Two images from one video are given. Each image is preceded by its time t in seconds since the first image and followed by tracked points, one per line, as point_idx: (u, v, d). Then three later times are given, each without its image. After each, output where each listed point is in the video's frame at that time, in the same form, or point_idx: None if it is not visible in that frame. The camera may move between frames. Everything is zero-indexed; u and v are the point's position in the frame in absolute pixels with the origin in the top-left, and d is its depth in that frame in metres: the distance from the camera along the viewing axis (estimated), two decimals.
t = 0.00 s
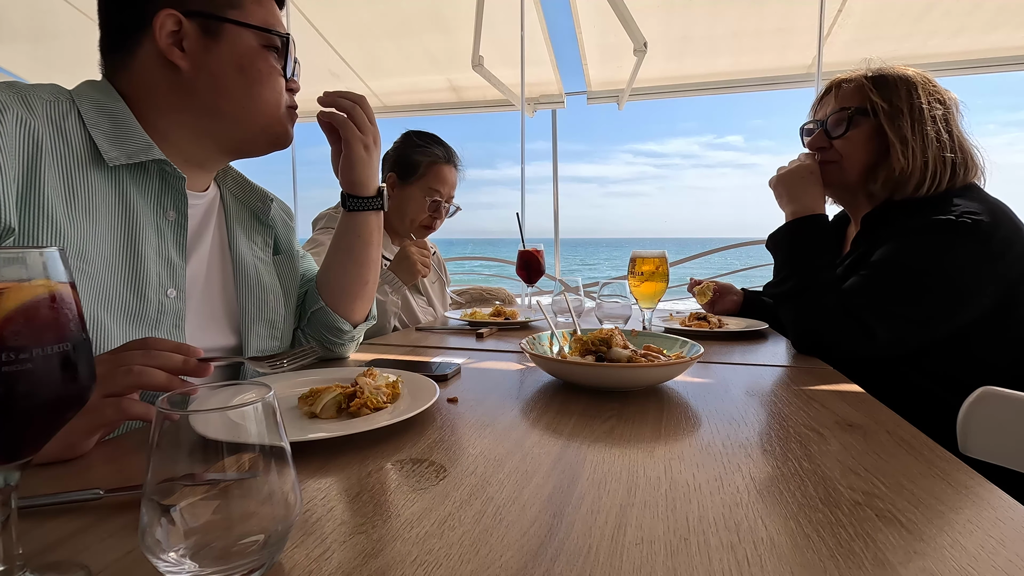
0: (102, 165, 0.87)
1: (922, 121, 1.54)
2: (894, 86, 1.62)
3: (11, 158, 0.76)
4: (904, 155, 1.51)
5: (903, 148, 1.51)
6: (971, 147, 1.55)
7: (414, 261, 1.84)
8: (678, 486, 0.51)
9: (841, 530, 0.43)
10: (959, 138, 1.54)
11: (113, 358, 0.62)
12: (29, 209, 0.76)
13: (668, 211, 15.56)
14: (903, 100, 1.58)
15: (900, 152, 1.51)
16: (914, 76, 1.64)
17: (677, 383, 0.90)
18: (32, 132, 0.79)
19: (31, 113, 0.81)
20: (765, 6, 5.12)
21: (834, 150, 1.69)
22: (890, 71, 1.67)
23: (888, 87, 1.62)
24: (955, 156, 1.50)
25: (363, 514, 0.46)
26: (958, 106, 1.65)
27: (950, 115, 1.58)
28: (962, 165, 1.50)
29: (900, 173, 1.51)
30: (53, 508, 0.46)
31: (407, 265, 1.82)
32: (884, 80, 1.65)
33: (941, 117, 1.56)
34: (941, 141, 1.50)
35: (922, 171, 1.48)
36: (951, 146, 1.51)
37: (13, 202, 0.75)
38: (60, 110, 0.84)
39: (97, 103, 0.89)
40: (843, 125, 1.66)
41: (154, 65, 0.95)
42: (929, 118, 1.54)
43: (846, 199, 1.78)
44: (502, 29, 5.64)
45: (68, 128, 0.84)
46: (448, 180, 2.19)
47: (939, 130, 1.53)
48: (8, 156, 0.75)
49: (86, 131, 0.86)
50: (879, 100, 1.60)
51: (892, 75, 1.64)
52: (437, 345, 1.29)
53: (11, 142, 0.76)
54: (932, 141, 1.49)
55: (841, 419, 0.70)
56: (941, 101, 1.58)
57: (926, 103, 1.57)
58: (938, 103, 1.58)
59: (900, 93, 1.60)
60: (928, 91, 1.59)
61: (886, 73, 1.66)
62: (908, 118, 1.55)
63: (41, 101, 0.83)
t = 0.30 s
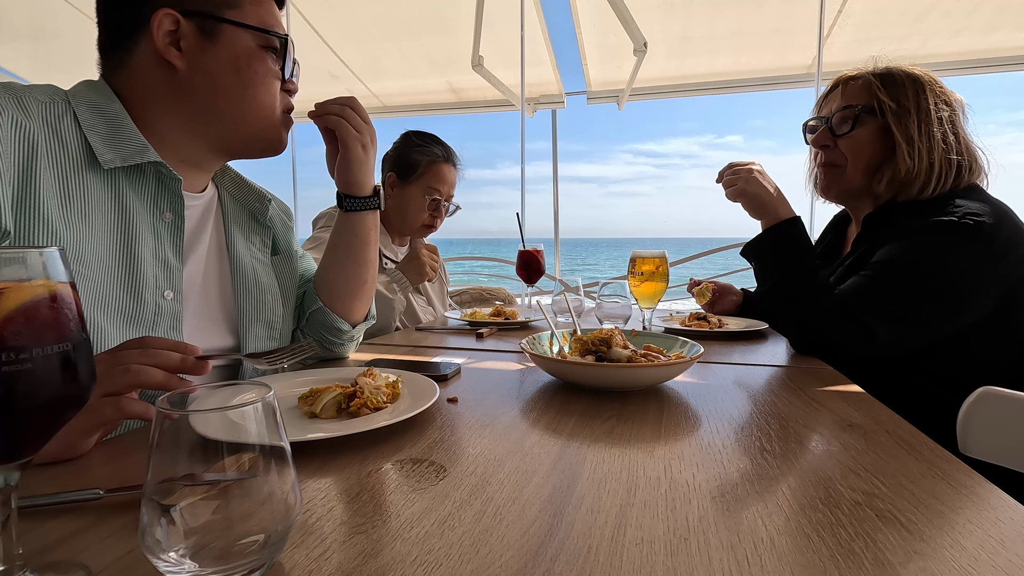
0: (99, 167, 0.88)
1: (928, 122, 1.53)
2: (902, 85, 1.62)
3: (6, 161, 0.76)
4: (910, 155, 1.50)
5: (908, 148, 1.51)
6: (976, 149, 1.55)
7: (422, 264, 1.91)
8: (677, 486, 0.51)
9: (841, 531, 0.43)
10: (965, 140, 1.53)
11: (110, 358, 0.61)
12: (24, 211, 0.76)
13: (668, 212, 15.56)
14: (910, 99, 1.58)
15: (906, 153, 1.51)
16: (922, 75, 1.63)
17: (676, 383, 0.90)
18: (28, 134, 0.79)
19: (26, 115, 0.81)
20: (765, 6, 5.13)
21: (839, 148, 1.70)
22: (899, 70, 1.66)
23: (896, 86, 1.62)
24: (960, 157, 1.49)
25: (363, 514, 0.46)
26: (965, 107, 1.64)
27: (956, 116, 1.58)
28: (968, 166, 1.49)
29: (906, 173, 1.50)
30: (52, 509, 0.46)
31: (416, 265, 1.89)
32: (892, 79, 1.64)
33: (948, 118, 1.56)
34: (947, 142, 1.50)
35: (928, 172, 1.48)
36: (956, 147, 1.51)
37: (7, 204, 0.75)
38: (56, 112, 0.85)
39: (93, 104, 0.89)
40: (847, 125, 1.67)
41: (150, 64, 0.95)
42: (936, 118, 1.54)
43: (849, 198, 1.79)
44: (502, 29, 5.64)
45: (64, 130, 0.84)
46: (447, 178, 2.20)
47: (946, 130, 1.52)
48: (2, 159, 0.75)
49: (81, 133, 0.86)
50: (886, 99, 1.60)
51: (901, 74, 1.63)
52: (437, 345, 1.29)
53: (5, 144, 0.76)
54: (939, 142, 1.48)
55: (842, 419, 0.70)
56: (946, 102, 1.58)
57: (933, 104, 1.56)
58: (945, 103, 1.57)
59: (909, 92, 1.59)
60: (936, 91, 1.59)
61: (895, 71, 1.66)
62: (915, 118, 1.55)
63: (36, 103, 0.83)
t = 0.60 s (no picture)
0: (100, 168, 0.88)
1: (928, 122, 1.53)
2: (901, 85, 1.62)
3: (7, 161, 0.76)
4: (912, 156, 1.50)
5: (909, 149, 1.51)
6: (976, 148, 1.55)
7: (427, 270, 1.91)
8: (677, 486, 0.51)
9: (841, 530, 0.43)
10: (965, 139, 1.53)
11: (110, 357, 0.62)
12: (26, 212, 0.76)
13: (668, 212, 15.57)
14: (910, 99, 1.58)
15: (908, 153, 1.51)
16: (921, 74, 1.63)
17: (676, 384, 0.91)
18: (29, 135, 0.80)
19: (28, 116, 0.81)
20: (765, 6, 5.13)
21: (839, 149, 1.70)
22: (897, 69, 1.66)
23: (895, 87, 1.62)
24: (960, 157, 1.49)
25: (363, 514, 0.46)
26: (964, 105, 1.64)
27: (955, 116, 1.58)
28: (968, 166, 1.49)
29: (908, 174, 1.50)
30: (54, 508, 0.46)
31: (419, 272, 1.89)
32: (890, 79, 1.65)
33: (948, 118, 1.56)
34: (947, 141, 1.50)
35: (929, 172, 1.48)
36: (956, 146, 1.51)
37: (9, 206, 0.75)
38: (57, 113, 0.85)
39: (94, 105, 0.89)
40: (847, 126, 1.67)
41: (151, 63, 0.95)
42: (935, 118, 1.54)
43: (850, 199, 1.79)
44: (502, 29, 5.64)
45: (65, 131, 0.84)
46: (448, 176, 2.20)
47: (946, 130, 1.52)
48: (4, 160, 0.75)
49: (83, 133, 0.86)
50: (885, 99, 1.60)
51: (899, 73, 1.63)
52: (436, 345, 1.29)
53: (7, 145, 0.76)
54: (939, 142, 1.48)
55: (841, 419, 0.70)
56: (945, 101, 1.58)
57: (933, 104, 1.56)
58: (945, 103, 1.57)
59: (908, 92, 1.59)
60: (934, 90, 1.59)
61: (893, 71, 1.66)
62: (915, 118, 1.55)
63: (38, 104, 0.83)
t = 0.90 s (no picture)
0: (99, 169, 0.88)
1: (926, 122, 1.53)
2: (898, 85, 1.62)
3: (3, 162, 0.75)
4: (911, 157, 1.50)
5: (908, 150, 1.51)
6: (974, 147, 1.55)
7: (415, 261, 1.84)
8: (677, 486, 0.51)
9: (841, 531, 0.43)
10: (963, 139, 1.54)
11: (109, 357, 0.61)
12: (24, 212, 0.76)
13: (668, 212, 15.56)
14: (907, 100, 1.58)
15: (907, 154, 1.51)
16: (918, 75, 1.63)
17: (676, 383, 0.91)
18: (27, 135, 0.80)
19: (26, 117, 0.81)
20: (765, 7, 5.12)
21: (837, 150, 1.70)
22: (893, 70, 1.67)
23: (892, 87, 1.62)
24: (958, 156, 1.49)
25: (363, 515, 0.46)
26: (961, 105, 1.64)
27: (953, 115, 1.58)
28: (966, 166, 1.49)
29: (906, 174, 1.50)
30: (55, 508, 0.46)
31: (407, 263, 1.82)
32: (887, 80, 1.65)
33: (946, 119, 1.56)
34: (945, 141, 1.50)
35: (927, 171, 1.48)
36: (954, 146, 1.51)
37: (6, 207, 0.75)
38: (55, 113, 0.85)
39: (92, 105, 0.89)
40: (845, 127, 1.67)
41: (149, 62, 0.95)
42: (933, 118, 1.54)
43: (848, 200, 1.79)
44: (502, 29, 5.64)
45: (63, 132, 0.84)
46: (448, 177, 2.19)
47: (944, 130, 1.52)
48: (1, 161, 0.75)
49: (81, 135, 0.86)
50: (883, 100, 1.60)
51: (897, 74, 1.64)
52: (436, 345, 1.29)
53: (5, 147, 0.76)
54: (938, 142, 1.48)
55: (841, 419, 0.70)
56: (943, 101, 1.58)
57: (930, 103, 1.56)
58: (942, 103, 1.58)
59: (905, 93, 1.60)
60: (931, 90, 1.59)
61: (890, 72, 1.66)
62: (913, 118, 1.55)
63: (36, 104, 0.83)
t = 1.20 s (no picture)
0: (97, 170, 0.88)
1: (926, 121, 1.54)
2: (898, 85, 1.62)
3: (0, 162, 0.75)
4: (911, 156, 1.50)
5: (908, 150, 1.51)
6: (973, 147, 1.55)
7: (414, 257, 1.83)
8: (676, 486, 0.51)
9: (841, 531, 0.43)
10: (962, 138, 1.54)
11: (109, 356, 0.61)
12: (22, 213, 0.76)
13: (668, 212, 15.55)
14: (906, 100, 1.58)
15: (907, 154, 1.51)
16: (917, 75, 1.64)
17: (676, 383, 0.91)
18: (25, 135, 0.79)
19: (24, 118, 0.81)
20: (765, 7, 5.12)
21: (837, 149, 1.70)
22: (893, 70, 1.67)
23: (892, 87, 1.62)
24: (958, 156, 1.49)
25: (363, 515, 0.46)
26: (960, 105, 1.65)
27: (952, 115, 1.58)
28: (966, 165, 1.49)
29: (907, 173, 1.50)
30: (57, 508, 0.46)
31: (404, 259, 1.81)
32: (887, 80, 1.65)
33: (945, 118, 1.56)
34: (945, 141, 1.50)
35: (928, 170, 1.48)
36: (954, 145, 1.51)
37: (5, 208, 0.75)
38: (52, 113, 0.85)
39: (90, 105, 0.89)
40: (845, 126, 1.67)
41: (157, 62, 0.95)
42: (934, 118, 1.54)
43: (848, 199, 1.79)
44: (502, 29, 5.64)
45: (61, 132, 0.84)
46: (448, 178, 2.19)
47: (944, 130, 1.53)
48: None
49: (79, 135, 0.86)
50: (883, 100, 1.60)
51: (896, 74, 1.64)
52: (437, 345, 1.29)
53: (3, 147, 0.76)
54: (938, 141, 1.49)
55: (841, 419, 0.70)
56: (942, 101, 1.58)
57: (929, 104, 1.56)
58: (941, 103, 1.58)
59: (904, 93, 1.60)
60: (931, 90, 1.59)
61: (890, 72, 1.66)
62: (914, 117, 1.55)
63: (33, 104, 0.83)
